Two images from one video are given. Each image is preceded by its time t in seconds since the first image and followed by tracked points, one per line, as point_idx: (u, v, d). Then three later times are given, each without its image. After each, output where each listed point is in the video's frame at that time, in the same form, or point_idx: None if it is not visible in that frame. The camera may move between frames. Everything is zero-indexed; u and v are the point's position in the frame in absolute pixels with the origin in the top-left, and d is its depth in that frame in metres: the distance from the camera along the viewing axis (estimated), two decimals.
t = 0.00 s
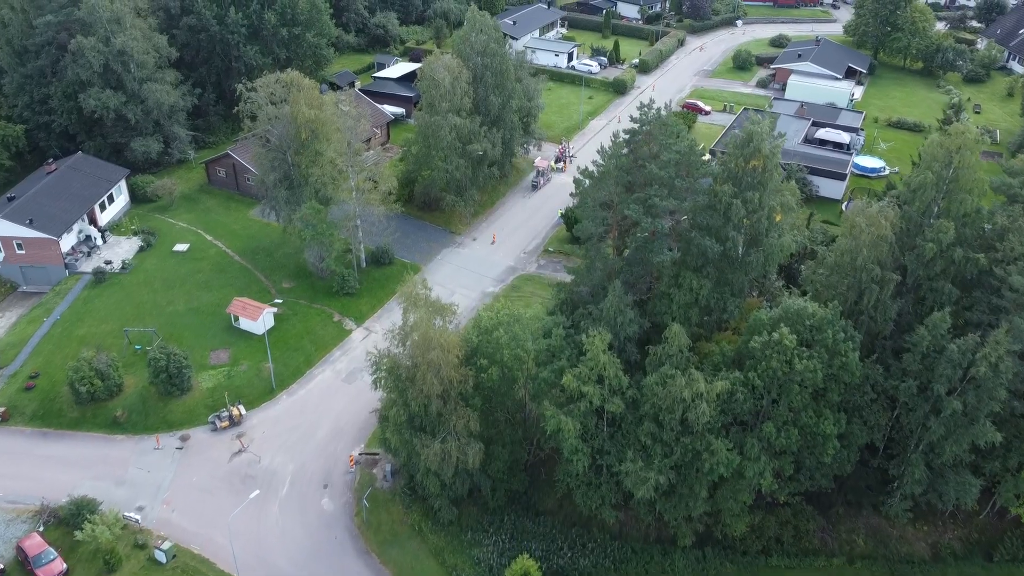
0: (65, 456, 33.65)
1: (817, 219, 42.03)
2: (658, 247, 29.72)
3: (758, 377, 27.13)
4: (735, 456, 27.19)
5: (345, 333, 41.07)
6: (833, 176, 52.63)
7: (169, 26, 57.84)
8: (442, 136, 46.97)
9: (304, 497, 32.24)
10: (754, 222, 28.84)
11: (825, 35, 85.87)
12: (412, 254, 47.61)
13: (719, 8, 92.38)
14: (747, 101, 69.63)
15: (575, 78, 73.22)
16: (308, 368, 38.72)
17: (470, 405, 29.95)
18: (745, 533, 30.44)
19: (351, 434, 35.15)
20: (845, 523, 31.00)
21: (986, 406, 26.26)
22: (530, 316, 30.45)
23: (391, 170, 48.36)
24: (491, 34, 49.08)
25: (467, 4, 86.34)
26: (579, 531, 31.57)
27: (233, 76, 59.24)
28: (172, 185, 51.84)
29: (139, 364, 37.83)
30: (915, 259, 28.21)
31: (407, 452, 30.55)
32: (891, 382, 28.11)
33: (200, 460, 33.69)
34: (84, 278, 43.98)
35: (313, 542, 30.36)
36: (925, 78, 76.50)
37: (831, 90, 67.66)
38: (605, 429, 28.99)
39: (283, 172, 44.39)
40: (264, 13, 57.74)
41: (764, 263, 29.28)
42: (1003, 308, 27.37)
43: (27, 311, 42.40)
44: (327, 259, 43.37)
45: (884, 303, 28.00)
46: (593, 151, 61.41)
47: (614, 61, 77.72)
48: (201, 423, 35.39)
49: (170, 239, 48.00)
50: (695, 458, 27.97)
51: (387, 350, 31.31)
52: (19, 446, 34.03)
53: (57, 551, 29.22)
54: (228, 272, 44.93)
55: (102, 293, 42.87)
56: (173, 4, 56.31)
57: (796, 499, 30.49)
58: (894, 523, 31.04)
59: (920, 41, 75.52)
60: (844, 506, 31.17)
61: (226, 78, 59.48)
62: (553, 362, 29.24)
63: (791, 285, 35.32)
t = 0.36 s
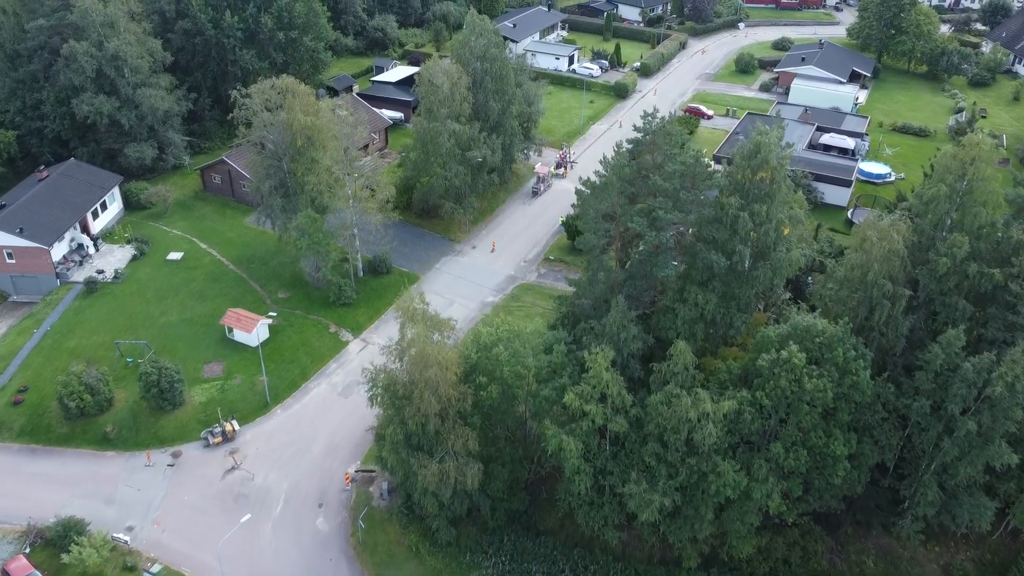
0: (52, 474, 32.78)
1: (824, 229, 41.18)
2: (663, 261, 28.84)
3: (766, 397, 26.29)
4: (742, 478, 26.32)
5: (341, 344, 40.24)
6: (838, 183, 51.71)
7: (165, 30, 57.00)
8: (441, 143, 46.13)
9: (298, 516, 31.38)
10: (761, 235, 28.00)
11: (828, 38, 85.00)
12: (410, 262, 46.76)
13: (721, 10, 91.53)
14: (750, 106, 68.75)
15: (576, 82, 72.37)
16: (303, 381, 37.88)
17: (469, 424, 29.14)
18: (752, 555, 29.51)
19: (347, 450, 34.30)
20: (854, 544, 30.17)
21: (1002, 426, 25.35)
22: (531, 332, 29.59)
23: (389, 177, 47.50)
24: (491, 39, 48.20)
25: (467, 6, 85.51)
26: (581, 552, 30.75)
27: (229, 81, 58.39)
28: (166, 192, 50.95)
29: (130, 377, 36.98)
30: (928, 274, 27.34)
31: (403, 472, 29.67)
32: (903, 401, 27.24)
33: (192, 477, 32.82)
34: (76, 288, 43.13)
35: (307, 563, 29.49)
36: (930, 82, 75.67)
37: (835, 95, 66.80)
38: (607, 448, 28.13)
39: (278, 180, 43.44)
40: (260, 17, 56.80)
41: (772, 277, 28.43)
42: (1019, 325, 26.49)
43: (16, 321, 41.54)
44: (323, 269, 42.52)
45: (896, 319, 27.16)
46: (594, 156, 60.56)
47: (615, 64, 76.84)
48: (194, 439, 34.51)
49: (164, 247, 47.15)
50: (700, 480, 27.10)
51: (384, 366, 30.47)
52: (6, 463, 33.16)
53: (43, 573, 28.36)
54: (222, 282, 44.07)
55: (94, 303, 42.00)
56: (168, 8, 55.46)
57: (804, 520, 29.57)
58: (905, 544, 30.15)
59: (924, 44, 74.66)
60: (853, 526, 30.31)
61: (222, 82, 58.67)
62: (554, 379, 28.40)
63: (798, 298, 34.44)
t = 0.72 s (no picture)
0: (40, 492, 31.90)
1: (830, 239, 40.32)
2: (668, 276, 27.97)
3: (775, 418, 25.45)
4: (750, 501, 25.44)
5: (338, 357, 39.39)
6: (844, 190, 50.78)
7: (159, 34, 56.16)
8: (440, 150, 45.26)
9: (292, 537, 30.49)
10: (769, 250, 27.18)
11: (831, 41, 84.14)
12: (407, 272, 45.91)
13: (723, 13, 90.68)
14: (754, 110, 67.86)
15: (577, 86, 71.50)
16: (298, 395, 37.02)
17: (469, 444, 28.28)
18: None
19: (343, 468, 33.43)
20: (864, 566, 29.23)
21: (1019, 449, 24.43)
22: (532, 348, 28.75)
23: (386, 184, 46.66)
24: (491, 43, 47.32)
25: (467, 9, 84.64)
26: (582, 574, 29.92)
27: (225, 85, 57.54)
28: (161, 199, 50.05)
29: (121, 391, 36.13)
30: (941, 290, 26.49)
31: (400, 493, 28.80)
32: (916, 421, 26.36)
33: (183, 496, 31.94)
34: (67, 299, 42.27)
35: None
36: (935, 86, 74.85)
37: (839, 99, 65.95)
38: (611, 469, 27.29)
39: (274, 188, 42.70)
40: (257, 21, 55.86)
41: (780, 293, 27.61)
42: None
43: (6, 333, 40.67)
44: (320, 279, 41.63)
45: (909, 336, 26.29)
46: (596, 162, 59.71)
47: (616, 67, 75.93)
48: (186, 456, 33.63)
49: (157, 256, 46.30)
50: (707, 502, 26.23)
51: (380, 382, 29.63)
52: None
53: None
54: (216, 292, 43.19)
55: (85, 314, 41.12)
56: (162, 12, 54.59)
57: (813, 541, 28.63)
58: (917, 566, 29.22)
59: (929, 47, 73.81)
60: (863, 547, 29.39)
61: (218, 87, 57.80)
62: (556, 398, 27.56)
63: (805, 310, 33.61)
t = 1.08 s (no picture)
0: (27, 512, 31.01)
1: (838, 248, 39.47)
2: (673, 291, 27.09)
3: (785, 440, 24.58)
4: (759, 526, 24.54)
5: (334, 369, 38.53)
6: (850, 197, 49.91)
7: (154, 38, 55.31)
8: (439, 156, 44.38)
9: (286, 558, 29.61)
10: (778, 264, 26.34)
11: (834, 43, 83.31)
12: (406, 281, 45.04)
13: (726, 15, 89.85)
14: (757, 114, 66.99)
15: (578, 89, 70.64)
16: (293, 409, 36.15)
17: (468, 464, 27.38)
18: None
19: (339, 485, 32.57)
20: None
21: None
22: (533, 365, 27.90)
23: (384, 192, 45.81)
24: (491, 48, 46.44)
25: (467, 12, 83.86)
26: None
27: (220, 90, 56.69)
28: (154, 206, 49.19)
29: (111, 406, 35.25)
30: (957, 307, 25.59)
31: (397, 515, 27.90)
32: (931, 443, 25.47)
33: (174, 516, 31.04)
34: (58, 309, 41.39)
35: None
36: (939, 89, 74.08)
37: (843, 103, 65.13)
38: (615, 491, 26.39)
39: (269, 196, 41.82)
40: (253, 24, 55.02)
41: (789, 309, 26.75)
42: None
43: None
44: (316, 289, 40.76)
45: (923, 354, 25.41)
46: (597, 167, 58.86)
47: (618, 70, 74.98)
48: (177, 473, 32.73)
49: (151, 265, 45.42)
50: (714, 527, 25.33)
51: (377, 400, 28.77)
52: None
53: None
54: (210, 302, 42.32)
55: (76, 326, 40.25)
56: (157, 15, 53.76)
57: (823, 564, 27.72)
58: None
59: (934, 50, 73.00)
60: (874, 570, 28.49)
61: (213, 91, 56.92)
62: (558, 418, 26.72)
63: (812, 324, 32.76)
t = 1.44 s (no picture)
0: (13, 533, 30.11)
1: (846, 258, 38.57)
2: (679, 308, 26.18)
3: (796, 463, 23.68)
4: (769, 552, 23.60)
5: (330, 382, 37.63)
6: (857, 204, 48.98)
7: (148, 41, 54.42)
8: (437, 163, 43.49)
9: None
10: (788, 280, 25.46)
11: (838, 46, 82.43)
12: (404, 290, 44.15)
13: (728, 17, 88.96)
14: (761, 118, 66.08)
15: (579, 93, 69.74)
16: (288, 424, 35.25)
17: (467, 486, 26.50)
18: None
19: (334, 504, 31.66)
20: None
21: None
22: (535, 382, 27.03)
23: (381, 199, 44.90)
24: (491, 53, 45.54)
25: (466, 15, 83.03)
26: None
27: (216, 94, 55.82)
28: (148, 213, 48.28)
29: (101, 421, 34.35)
30: (973, 324, 24.71)
31: (393, 538, 27.00)
32: (946, 465, 24.54)
33: (164, 536, 30.12)
34: (48, 319, 40.48)
35: None
36: (945, 93, 73.26)
37: (848, 107, 64.25)
38: (619, 515, 25.48)
39: (264, 204, 40.93)
40: (249, 28, 54.11)
41: (799, 326, 25.86)
42: None
43: None
44: (311, 300, 39.86)
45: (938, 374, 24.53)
46: (599, 172, 57.93)
47: (619, 73, 73.85)
48: (168, 492, 31.82)
49: (144, 273, 44.52)
50: (722, 552, 24.40)
51: (373, 418, 27.88)
52: None
53: None
54: (204, 312, 41.43)
55: (67, 337, 39.35)
56: (151, 18, 52.87)
57: None
58: None
59: (940, 53, 72.10)
60: None
61: (209, 95, 56.03)
62: (560, 438, 25.84)
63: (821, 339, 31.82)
